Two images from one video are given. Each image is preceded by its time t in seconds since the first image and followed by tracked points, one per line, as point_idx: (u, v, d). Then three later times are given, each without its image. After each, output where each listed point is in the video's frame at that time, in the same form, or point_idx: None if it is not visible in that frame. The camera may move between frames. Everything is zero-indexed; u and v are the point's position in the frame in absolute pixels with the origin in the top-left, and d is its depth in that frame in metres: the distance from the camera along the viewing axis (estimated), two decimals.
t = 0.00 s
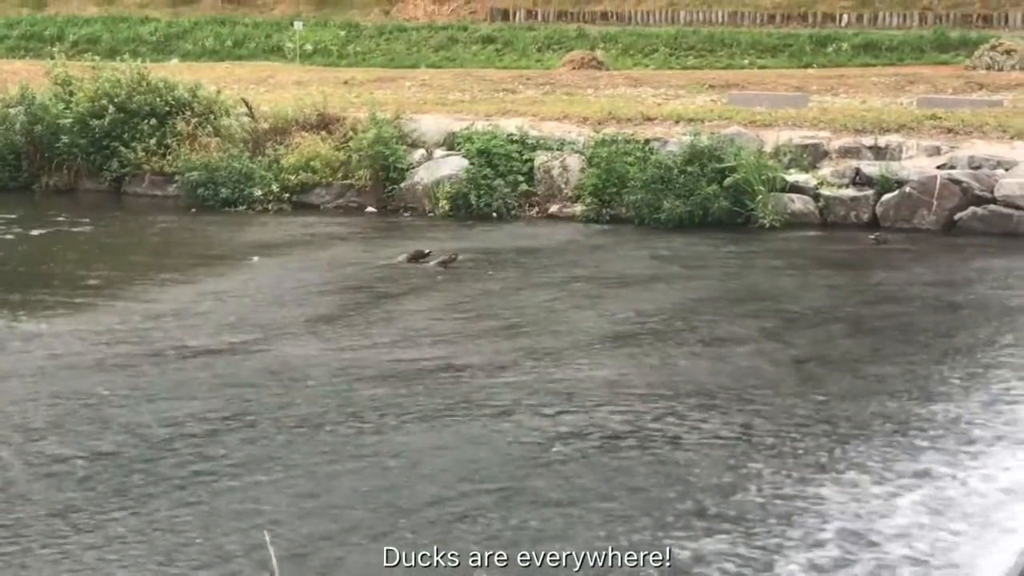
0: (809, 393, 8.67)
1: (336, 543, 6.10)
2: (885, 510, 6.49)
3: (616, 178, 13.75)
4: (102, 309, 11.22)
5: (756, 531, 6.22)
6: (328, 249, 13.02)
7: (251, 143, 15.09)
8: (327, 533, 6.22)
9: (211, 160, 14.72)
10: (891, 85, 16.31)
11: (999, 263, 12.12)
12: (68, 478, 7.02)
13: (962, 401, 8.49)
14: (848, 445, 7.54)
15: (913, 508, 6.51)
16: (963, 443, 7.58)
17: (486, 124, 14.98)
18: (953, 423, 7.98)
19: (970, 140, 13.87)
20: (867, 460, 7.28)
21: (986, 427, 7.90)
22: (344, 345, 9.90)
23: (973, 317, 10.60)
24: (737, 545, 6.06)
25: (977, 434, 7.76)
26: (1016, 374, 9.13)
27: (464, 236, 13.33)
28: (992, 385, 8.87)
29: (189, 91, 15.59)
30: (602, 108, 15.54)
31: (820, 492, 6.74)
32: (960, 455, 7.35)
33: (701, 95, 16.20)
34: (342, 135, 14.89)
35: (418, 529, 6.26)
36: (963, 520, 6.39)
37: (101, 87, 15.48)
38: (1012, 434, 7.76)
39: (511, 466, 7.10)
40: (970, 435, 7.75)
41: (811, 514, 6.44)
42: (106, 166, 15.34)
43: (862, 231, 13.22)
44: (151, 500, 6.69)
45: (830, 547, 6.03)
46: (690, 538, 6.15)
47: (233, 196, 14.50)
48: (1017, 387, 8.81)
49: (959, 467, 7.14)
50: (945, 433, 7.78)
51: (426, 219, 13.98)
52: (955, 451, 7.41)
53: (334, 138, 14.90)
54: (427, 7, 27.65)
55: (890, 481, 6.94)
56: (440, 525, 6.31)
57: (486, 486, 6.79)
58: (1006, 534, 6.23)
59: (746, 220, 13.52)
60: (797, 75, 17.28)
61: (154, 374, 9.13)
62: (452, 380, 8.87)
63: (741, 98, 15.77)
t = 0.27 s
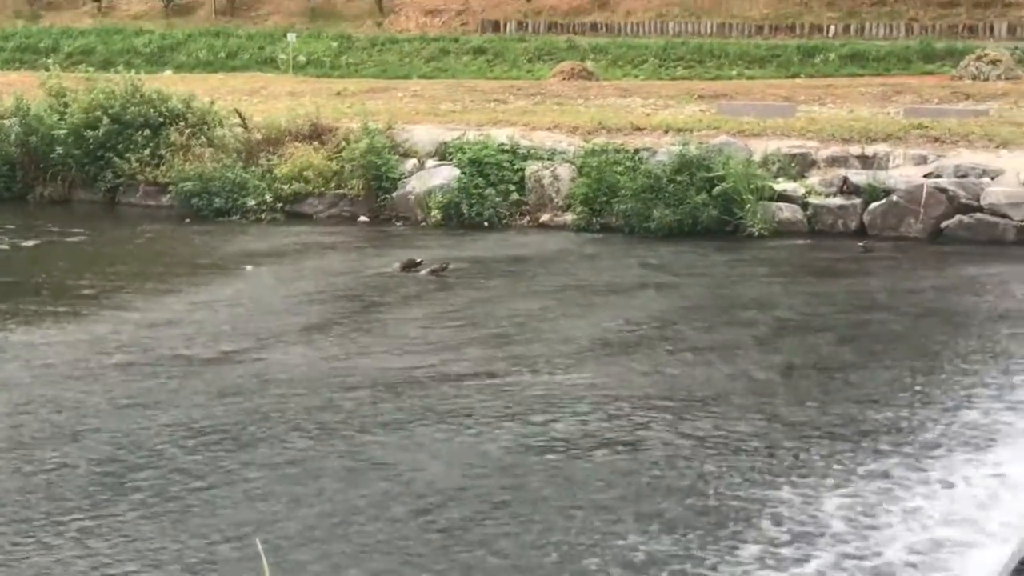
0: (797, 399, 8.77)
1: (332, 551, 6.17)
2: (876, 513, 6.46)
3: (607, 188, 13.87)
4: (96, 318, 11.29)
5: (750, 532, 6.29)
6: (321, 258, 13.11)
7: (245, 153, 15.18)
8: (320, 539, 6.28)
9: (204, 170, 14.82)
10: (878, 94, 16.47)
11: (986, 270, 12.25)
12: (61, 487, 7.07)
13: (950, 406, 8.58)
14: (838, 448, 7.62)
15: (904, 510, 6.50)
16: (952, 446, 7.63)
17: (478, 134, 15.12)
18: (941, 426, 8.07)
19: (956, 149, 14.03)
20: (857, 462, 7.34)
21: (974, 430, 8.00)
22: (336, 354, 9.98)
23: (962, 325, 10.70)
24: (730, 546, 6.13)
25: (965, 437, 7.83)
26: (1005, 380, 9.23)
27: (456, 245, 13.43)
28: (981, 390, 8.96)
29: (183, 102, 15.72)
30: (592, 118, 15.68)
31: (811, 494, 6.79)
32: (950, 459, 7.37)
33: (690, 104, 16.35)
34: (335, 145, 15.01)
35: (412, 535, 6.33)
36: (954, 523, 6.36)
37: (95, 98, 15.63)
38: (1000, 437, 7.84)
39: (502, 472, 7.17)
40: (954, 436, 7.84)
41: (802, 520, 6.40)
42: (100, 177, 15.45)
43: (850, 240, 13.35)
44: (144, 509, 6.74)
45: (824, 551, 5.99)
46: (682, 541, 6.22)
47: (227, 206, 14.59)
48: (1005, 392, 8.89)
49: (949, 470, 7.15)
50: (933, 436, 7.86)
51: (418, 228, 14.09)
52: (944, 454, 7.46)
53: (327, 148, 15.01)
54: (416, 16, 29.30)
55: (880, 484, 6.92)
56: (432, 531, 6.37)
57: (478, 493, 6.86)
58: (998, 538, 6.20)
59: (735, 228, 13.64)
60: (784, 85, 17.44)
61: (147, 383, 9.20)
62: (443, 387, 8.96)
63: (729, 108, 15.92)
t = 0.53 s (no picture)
0: (769, 401, 9.56)
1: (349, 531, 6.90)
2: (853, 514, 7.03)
3: (599, 202, 14.69)
4: (119, 327, 12.08)
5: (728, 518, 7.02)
6: (328, 269, 13.93)
7: (257, 170, 16.02)
8: (340, 523, 7.02)
9: (219, 186, 15.64)
10: (854, 113, 17.30)
11: (955, 279, 13.05)
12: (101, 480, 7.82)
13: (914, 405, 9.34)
14: (807, 445, 8.37)
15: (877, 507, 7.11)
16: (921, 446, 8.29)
17: (477, 150, 15.96)
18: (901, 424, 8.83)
19: (928, 164, 14.84)
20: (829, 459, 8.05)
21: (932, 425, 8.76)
22: (344, 360, 10.77)
23: (930, 331, 11.47)
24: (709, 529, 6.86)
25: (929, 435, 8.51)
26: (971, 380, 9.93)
27: (455, 257, 14.25)
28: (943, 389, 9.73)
29: (198, 121, 16.56)
30: (584, 136, 16.51)
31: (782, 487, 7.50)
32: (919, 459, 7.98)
33: (677, 123, 17.18)
34: (342, 162, 15.85)
35: (418, 518, 7.09)
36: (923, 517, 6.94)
37: (116, 117, 16.37)
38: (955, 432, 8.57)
39: (498, 466, 7.94)
40: (911, 434, 8.59)
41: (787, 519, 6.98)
42: (120, 192, 16.29)
43: (828, 250, 14.16)
44: (176, 497, 7.49)
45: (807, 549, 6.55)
46: (665, 524, 6.96)
47: (240, 219, 15.42)
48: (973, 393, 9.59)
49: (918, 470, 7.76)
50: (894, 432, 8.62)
51: (421, 240, 14.92)
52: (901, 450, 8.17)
53: (335, 164, 15.86)
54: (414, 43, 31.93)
55: (854, 485, 7.52)
56: (436, 515, 7.13)
57: (476, 483, 7.63)
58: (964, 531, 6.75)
59: (720, 240, 14.46)
60: (766, 105, 18.28)
61: (174, 387, 10.01)
62: (445, 391, 9.78)
63: (714, 126, 16.75)
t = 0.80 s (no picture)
0: (749, 399, 10.34)
1: (366, 506, 7.70)
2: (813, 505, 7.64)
3: (594, 214, 15.52)
4: (143, 334, 12.89)
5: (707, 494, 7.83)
6: (338, 278, 14.75)
7: (270, 184, 16.85)
8: (358, 500, 7.82)
9: (234, 200, 16.46)
10: (835, 129, 18.12)
11: (930, 286, 13.84)
12: (137, 466, 8.62)
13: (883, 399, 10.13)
14: (781, 437, 9.12)
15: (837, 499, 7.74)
16: (880, 444, 8.92)
17: (478, 166, 16.80)
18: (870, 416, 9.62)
19: (906, 178, 15.65)
20: (796, 454, 8.73)
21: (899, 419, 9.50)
22: (354, 365, 11.60)
23: (903, 335, 12.23)
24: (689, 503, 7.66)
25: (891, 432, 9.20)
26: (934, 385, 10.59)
27: (458, 266, 15.07)
28: (910, 386, 10.50)
29: (215, 138, 17.45)
30: (580, 151, 17.34)
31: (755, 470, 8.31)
32: (876, 457, 8.61)
33: (668, 139, 18.01)
34: (350, 177, 16.69)
35: (426, 497, 7.86)
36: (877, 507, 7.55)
37: (137, 135, 17.27)
38: (918, 425, 9.30)
39: (498, 455, 8.72)
40: (879, 427, 9.33)
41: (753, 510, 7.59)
42: (141, 206, 17.08)
43: (812, 259, 14.95)
44: (206, 479, 8.28)
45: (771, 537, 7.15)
46: (649, 501, 7.73)
47: (254, 231, 16.22)
48: (933, 394, 10.26)
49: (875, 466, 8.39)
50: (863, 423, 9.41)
51: (425, 250, 15.75)
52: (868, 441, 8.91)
53: (344, 179, 16.70)
54: (423, 62, 33.97)
55: (815, 481, 8.13)
56: (442, 495, 7.90)
57: (478, 468, 8.41)
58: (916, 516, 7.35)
59: (709, 249, 15.26)
60: (753, 121, 19.11)
61: (199, 389, 10.82)
62: (449, 393, 10.59)
63: (703, 142, 17.58)
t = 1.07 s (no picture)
0: (720, 389, 11.77)
1: (389, 474, 9.14)
2: (756, 479, 8.89)
3: (586, 228, 16.99)
4: (180, 337, 14.36)
5: (677, 464, 9.25)
6: (353, 286, 16.24)
7: (291, 201, 18.32)
8: (381, 469, 9.27)
9: (257, 216, 17.98)
10: (805, 150, 19.63)
11: (890, 293, 15.29)
12: (189, 446, 10.08)
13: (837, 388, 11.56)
14: (744, 420, 10.54)
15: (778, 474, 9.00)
16: (824, 430, 10.19)
17: (480, 184, 18.31)
18: (823, 403, 11.04)
19: (870, 195, 17.13)
20: (751, 435, 10.05)
21: (847, 406, 10.89)
22: (371, 365, 13.06)
23: (861, 336, 13.63)
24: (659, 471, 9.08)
25: (835, 419, 10.52)
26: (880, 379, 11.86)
27: (462, 275, 16.57)
28: (862, 378, 11.93)
29: (240, 159, 18.89)
30: (573, 170, 18.85)
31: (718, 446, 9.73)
32: (819, 440, 9.85)
33: (654, 159, 19.51)
34: (363, 194, 18.15)
35: (437, 467, 9.29)
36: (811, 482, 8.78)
37: (169, 157, 18.75)
38: (864, 412, 10.68)
39: (498, 435, 10.16)
40: (830, 412, 10.72)
41: (704, 481, 8.87)
42: (172, 221, 18.61)
43: (784, 269, 16.42)
44: (250, 455, 9.74)
45: (715, 503, 8.40)
46: (626, 470, 9.14)
47: (275, 244, 17.75)
48: (879, 387, 11.53)
49: (816, 448, 9.64)
50: (816, 408, 10.85)
51: (432, 261, 17.24)
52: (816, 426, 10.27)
53: (357, 197, 18.17)
54: (430, 91, 37.58)
55: (763, 460, 9.39)
56: (450, 465, 9.34)
57: (482, 445, 9.84)
58: (841, 489, 8.59)
59: (690, 259, 16.75)
60: (731, 144, 20.64)
61: (236, 384, 12.30)
62: (455, 386, 12.05)
63: (685, 163, 19.10)
